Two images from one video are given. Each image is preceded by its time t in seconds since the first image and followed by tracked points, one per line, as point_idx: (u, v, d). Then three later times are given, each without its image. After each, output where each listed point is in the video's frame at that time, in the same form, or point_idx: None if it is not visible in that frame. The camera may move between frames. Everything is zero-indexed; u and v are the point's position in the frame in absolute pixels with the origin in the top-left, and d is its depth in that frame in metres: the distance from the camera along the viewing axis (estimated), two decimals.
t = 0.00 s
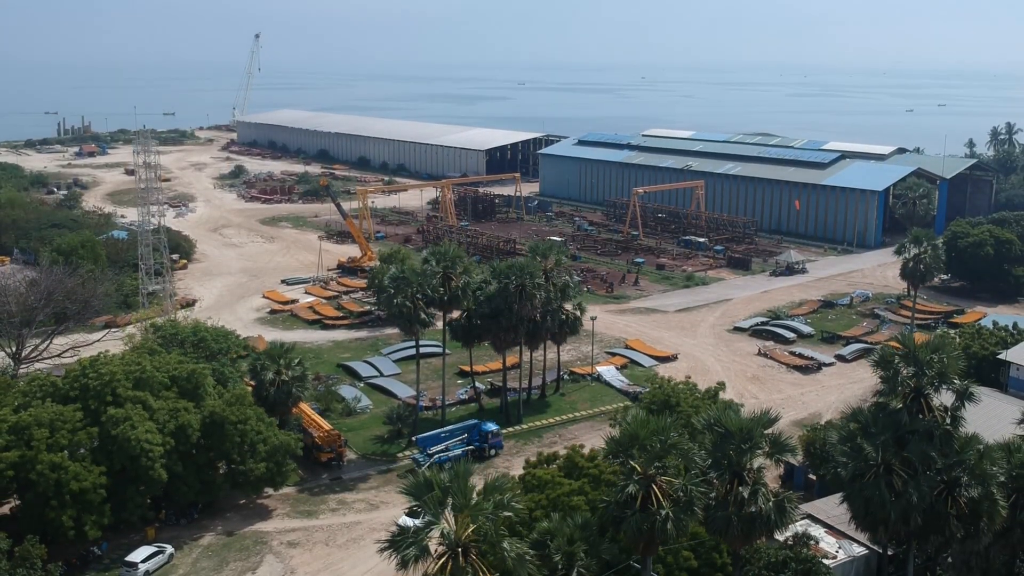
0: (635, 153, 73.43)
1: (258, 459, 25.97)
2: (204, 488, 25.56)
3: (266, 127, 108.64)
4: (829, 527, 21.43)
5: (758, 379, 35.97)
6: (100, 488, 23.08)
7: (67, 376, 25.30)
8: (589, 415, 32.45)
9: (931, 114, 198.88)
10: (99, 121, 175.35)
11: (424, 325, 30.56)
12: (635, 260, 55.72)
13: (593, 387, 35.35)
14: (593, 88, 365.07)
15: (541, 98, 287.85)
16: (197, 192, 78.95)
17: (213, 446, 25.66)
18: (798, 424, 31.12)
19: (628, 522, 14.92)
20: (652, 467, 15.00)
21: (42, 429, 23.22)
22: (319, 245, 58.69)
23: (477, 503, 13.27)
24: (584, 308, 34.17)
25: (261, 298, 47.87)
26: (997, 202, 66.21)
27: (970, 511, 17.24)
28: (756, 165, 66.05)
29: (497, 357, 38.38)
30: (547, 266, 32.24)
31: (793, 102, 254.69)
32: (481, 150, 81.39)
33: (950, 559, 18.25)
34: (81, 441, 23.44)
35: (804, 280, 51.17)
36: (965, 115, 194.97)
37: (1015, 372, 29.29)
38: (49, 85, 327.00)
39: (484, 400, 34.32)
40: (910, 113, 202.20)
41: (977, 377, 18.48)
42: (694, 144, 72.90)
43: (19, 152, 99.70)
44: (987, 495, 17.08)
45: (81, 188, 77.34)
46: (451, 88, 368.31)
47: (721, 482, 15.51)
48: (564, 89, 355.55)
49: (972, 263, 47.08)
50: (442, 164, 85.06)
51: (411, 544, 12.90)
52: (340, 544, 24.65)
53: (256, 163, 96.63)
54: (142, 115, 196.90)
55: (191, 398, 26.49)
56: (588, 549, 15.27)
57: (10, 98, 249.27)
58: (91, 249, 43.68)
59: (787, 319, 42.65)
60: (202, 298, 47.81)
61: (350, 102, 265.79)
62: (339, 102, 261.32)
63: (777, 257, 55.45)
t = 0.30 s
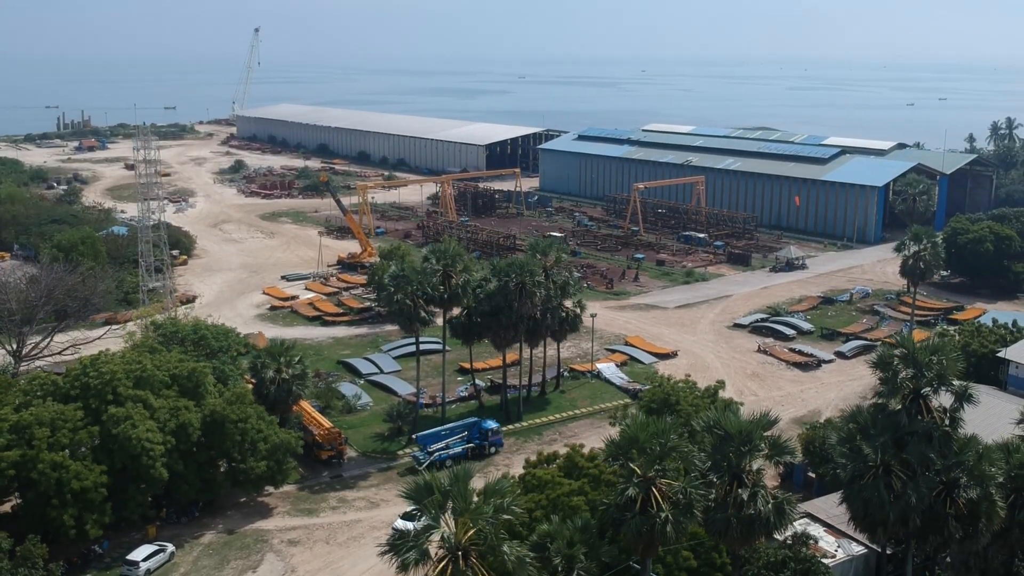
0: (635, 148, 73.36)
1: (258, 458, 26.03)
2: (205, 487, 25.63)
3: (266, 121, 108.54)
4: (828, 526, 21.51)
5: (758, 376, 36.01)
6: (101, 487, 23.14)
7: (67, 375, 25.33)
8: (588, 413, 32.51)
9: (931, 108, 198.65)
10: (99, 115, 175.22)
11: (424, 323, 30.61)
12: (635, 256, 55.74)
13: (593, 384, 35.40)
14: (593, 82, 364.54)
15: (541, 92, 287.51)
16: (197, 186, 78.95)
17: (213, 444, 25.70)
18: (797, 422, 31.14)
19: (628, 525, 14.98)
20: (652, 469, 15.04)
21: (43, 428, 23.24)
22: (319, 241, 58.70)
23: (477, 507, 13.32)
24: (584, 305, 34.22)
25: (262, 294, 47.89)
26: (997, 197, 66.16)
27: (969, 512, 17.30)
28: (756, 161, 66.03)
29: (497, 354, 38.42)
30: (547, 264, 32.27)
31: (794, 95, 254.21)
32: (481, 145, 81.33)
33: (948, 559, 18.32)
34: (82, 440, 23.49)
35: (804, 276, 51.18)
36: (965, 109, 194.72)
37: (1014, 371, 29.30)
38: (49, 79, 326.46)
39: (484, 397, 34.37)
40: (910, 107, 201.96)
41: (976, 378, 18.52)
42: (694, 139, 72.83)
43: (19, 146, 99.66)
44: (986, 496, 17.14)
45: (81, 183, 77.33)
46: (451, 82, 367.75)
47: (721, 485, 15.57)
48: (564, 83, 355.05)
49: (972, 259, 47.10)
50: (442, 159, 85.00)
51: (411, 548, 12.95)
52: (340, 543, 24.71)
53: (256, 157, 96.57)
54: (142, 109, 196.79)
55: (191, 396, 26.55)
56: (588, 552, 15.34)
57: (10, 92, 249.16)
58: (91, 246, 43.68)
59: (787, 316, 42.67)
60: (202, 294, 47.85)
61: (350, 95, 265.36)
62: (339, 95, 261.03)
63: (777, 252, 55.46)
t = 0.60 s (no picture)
0: (635, 144, 73.31)
1: (258, 457, 26.10)
2: (206, 486, 25.70)
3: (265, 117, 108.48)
4: (827, 525, 21.59)
5: (757, 374, 36.05)
6: (102, 487, 23.18)
7: (68, 375, 25.36)
8: (589, 411, 32.56)
9: (932, 103, 198.16)
10: (98, 109, 174.91)
11: (424, 322, 30.65)
12: (634, 252, 55.78)
13: (593, 382, 35.44)
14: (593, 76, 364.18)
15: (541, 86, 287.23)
16: (197, 182, 78.93)
17: (214, 444, 25.75)
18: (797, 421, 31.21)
19: (627, 529, 15.04)
20: (651, 473, 15.09)
21: (44, 428, 23.27)
22: (319, 237, 58.72)
23: (478, 512, 13.36)
24: (584, 303, 34.26)
25: (262, 291, 47.89)
26: (997, 194, 66.17)
27: (968, 513, 17.35)
28: (756, 157, 65.99)
29: (497, 352, 38.50)
30: (547, 262, 32.35)
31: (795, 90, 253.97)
32: (481, 141, 81.30)
33: (947, 559, 18.37)
34: (82, 441, 23.51)
35: (804, 273, 51.21)
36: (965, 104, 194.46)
37: (1013, 369, 29.32)
38: (48, 73, 326.11)
39: (484, 395, 34.43)
40: (910, 101, 201.57)
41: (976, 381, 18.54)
42: (694, 135, 72.83)
43: (19, 142, 99.63)
44: (984, 498, 17.19)
45: (81, 179, 77.33)
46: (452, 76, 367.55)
47: (721, 487, 15.61)
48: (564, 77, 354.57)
49: (972, 256, 47.17)
50: (441, 155, 84.99)
51: (412, 553, 13.01)
52: (341, 542, 24.77)
53: (256, 153, 96.54)
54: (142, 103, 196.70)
55: (192, 396, 26.62)
56: (588, 555, 15.40)
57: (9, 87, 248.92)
58: (92, 244, 43.62)
59: (787, 313, 42.70)
60: (202, 291, 47.87)
61: (350, 90, 265.23)
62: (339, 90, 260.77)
63: (777, 249, 55.47)
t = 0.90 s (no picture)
0: (635, 141, 73.28)
1: (259, 458, 26.16)
2: (206, 487, 25.78)
3: (265, 114, 108.41)
4: (826, 526, 21.69)
5: (757, 374, 36.09)
6: (103, 488, 23.22)
7: (69, 376, 25.39)
8: (589, 411, 32.61)
9: (932, 99, 197.84)
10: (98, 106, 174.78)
11: (424, 322, 30.71)
12: (634, 251, 55.80)
13: (593, 381, 35.48)
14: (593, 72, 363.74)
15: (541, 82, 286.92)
16: (197, 180, 78.93)
17: (214, 445, 25.81)
18: (796, 421, 31.25)
19: (627, 534, 15.10)
20: (651, 478, 15.14)
21: (46, 429, 23.35)
22: (319, 236, 58.73)
23: (478, 519, 13.43)
24: (584, 303, 34.29)
25: (262, 290, 47.92)
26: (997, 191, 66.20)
27: (966, 516, 17.45)
28: (756, 155, 65.96)
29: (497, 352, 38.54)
30: (547, 262, 32.38)
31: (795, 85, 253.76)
32: (481, 138, 81.28)
33: (946, 560, 18.45)
34: (83, 443, 23.55)
35: (803, 272, 51.23)
36: (966, 100, 194.13)
37: (1013, 370, 29.36)
38: (51, 70, 327.15)
39: (484, 394, 34.48)
40: (911, 98, 201.29)
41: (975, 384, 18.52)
42: (694, 133, 72.82)
43: (19, 139, 99.60)
44: (983, 501, 17.29)
45: (81, 177, 77.35)
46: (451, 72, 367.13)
47: (721, 491, 15.65)
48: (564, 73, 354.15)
49: (971, 254, 47.20)
50: (441, 152, 84.97)
51: (412, 559, 13.13)
52: (341, 543, 24.84)
53: (255, 150, 96.52)
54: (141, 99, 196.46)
55: (193, 397, 26.69)
56: (588, 560, 15.47)
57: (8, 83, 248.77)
58: (92, 243, 43.61)
59: (787, 312, 42.72)
60: (203, 290, 47.91)
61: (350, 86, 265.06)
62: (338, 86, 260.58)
63: (777, 247, 55.48)
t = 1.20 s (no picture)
0: (635, 140, 73.27)
1: (259, 460, 26.18)
2: (207, 489, 25.83)
3: (265, 112, 108.37)
4: (825, 528, 21.78)
5: (757, 375, 36.14)
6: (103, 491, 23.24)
7: (69, 379, 25.41)
8: (589, 412, 32.66)
9: (933, 97, 197.57)
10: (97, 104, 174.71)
11: (425, 324, 30.76)
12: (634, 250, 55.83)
13: (593, 382, 35.53)
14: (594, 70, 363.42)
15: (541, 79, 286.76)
16: (197, 179, 78.95)
17: (214, 447, 25.84)
18: (796, 423, 31.30)
19: (627, 540, 15.14)
20: (650, 484, 15.18)
21: (47, 433, 23.37)
22: (319, 235, 58.75)
23: (478, 526, 13.47)
24: (584, 305, 34.31)
25: (263, 290, 47.95)
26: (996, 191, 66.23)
27: (965, 520, 17.50)
28: (756, 154, 65.96)
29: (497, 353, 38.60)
30: (547, 264, 32.42)
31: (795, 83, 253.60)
32: (481, 137, 81.29)
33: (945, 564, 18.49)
34: (84, 446, 23.58)
35: (803, 271, 51.26)
36: (966, 98, 193.91)
37: (1012, 371, 29.37)
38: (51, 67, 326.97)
39: (484, 395, 34.52)
40: (912, 96, 201.03)
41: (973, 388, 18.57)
42: (694, 132, 72.80)
43: (19, 138, 99.57)
44: (981, 505, 17.35)
45: (81, 176, 77.36)
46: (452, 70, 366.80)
47: (720, 496, 15.69)
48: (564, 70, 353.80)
49: (971, 255, 47.24)
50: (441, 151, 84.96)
51: (412, 566, 13.19)
52: (341, 545, 24.90)
53: (255, 149, 96.51)
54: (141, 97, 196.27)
55: (193, 400, 26.72)
56: (588, 566, 15.51)
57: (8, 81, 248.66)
58: (92, 244, 43.62)
59: (786, 312, 42.74)
60: (203, 290, 47.94)
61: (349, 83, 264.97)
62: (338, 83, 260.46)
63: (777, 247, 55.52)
